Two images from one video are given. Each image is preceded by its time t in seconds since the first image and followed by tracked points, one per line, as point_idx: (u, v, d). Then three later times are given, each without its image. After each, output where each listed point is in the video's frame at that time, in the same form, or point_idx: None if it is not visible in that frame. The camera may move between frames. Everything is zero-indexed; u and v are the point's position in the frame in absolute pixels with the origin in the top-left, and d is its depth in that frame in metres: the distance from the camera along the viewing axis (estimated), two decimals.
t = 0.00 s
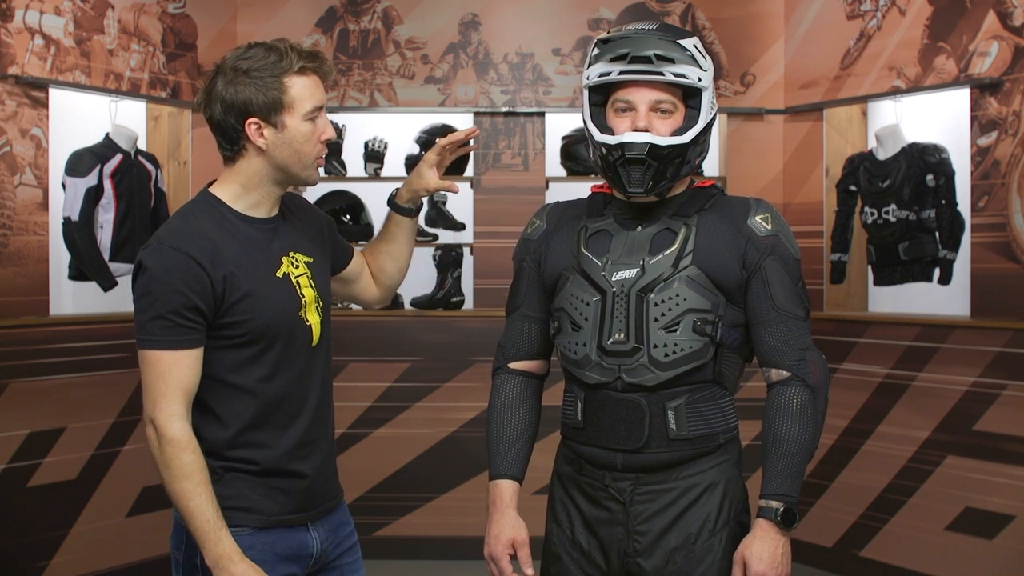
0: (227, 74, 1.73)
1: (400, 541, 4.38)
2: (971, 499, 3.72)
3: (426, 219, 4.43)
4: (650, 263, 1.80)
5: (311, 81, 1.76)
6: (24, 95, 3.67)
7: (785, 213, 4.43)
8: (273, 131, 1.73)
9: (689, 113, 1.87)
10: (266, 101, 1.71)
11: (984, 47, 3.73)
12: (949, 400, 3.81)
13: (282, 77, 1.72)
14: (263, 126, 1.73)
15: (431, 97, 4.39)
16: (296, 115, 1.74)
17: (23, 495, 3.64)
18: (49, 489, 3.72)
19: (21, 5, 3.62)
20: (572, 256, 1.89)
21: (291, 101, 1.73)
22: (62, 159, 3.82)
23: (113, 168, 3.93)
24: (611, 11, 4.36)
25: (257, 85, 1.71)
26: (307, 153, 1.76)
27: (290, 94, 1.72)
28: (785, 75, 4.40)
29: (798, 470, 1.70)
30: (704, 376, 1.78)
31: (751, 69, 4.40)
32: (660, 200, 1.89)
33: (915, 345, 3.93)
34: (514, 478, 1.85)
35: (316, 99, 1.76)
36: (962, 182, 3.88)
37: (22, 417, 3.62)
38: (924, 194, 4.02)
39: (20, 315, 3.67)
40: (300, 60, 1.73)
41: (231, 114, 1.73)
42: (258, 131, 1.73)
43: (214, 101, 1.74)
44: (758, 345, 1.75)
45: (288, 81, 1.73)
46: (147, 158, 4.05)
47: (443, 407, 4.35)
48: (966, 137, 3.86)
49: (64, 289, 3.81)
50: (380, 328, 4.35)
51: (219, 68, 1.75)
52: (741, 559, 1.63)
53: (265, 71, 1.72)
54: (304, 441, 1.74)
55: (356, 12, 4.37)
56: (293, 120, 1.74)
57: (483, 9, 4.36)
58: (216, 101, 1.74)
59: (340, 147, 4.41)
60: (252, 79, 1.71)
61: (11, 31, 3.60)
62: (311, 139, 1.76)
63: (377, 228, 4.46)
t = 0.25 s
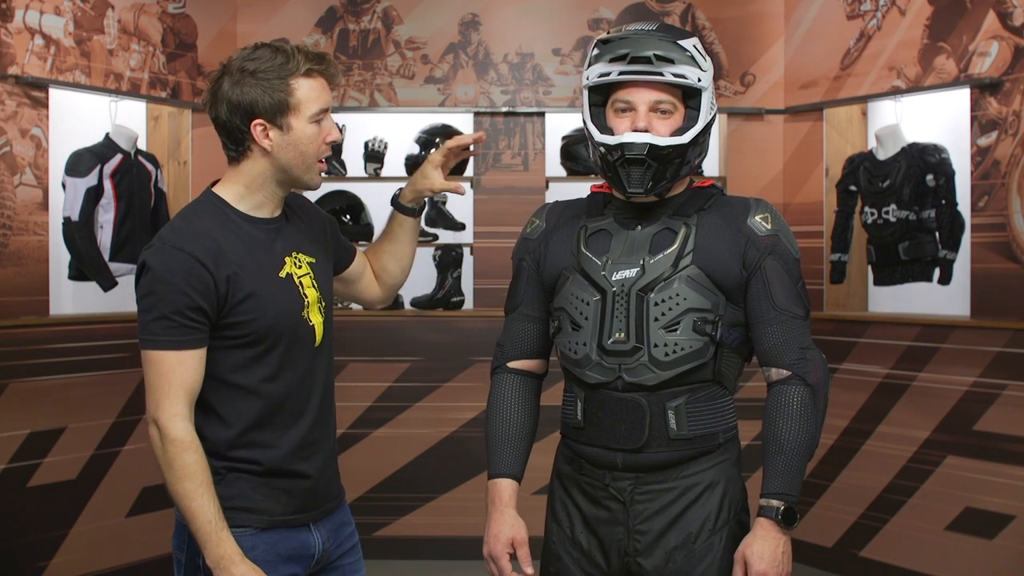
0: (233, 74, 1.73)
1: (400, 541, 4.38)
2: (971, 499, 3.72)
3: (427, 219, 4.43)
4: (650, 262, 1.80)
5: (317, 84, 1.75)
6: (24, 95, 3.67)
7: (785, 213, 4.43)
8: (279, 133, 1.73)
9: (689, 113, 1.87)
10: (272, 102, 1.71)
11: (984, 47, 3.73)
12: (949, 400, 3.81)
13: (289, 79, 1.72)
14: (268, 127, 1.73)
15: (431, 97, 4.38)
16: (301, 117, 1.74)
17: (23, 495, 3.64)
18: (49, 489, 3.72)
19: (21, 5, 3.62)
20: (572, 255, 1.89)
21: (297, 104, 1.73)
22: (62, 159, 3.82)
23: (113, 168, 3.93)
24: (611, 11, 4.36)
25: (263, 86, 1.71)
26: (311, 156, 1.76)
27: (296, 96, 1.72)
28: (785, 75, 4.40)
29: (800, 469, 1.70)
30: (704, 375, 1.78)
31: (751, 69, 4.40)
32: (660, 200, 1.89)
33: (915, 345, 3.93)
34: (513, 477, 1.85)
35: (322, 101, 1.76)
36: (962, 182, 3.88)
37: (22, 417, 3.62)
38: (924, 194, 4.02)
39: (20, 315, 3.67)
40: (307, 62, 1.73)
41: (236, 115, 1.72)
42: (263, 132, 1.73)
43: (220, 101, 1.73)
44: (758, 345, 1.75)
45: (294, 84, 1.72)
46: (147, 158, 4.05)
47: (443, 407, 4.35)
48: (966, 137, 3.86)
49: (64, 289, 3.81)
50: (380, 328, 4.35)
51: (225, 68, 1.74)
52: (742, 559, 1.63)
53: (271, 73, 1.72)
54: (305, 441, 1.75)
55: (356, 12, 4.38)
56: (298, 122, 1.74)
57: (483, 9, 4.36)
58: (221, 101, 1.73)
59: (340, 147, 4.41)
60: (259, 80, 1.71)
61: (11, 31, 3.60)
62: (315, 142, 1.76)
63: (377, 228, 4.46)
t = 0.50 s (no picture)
0: (245, 73, 1.73)
1: (400, 541, 4.38)
2: (971, 499, 3.72)
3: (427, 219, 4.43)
4: (650, 262, 1.80)
5: (329, 89, 1.76)
6: (24, 95, 3.67)
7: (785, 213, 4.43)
8: (288, 135, 1.73)
9: (690, 113, 1.87)
10: (284, 104, 1.71)
11: (984, 47, 3.73)
12: (949, 400, 3.81)
13: (302, 82, 1.72)
14: (278, 129, 1.73)
15: (431, 97, 4.39)
16: (311, 121, 1.74)
17: (23, 495, 3.64)
18: (49, 489, 3.72)
19: (21, 5, 3.62)
20: (572, 254, 1.89)
21: (308, 107, 1.73)
22: (62, 159, 3.82)
23: (113, 167, 3.93)
24: (611, 11, 4.36)
25: (276, 88, 1.71)
26: (319, 160, 1.77)
27: (308, 100, 1.73)
28: (785, 75, 4.40)
29: (800, 469, 1.70)
30: (704, 375, 1.78)
31: (751, 69, 4.40)
32: (660, 200, 1.89)
33: (915, 345, 3.93)
34: (513, 477, 1.85)
35: (332, 107, 1.76)
36: (962, 182, 3.88)
37: (22, 418, 3.62)
38: (924, 194, 4.02)
39: (20, 315, 3.67)
40: (320, 67, 1.74)
41: (247, 114, 1.72)
42: (272, 133, 1.73)
43: (231, 99, 1.73)
44: (759, 344, 1.75)
45: (307, 87, 1.73)
46: (147, 157, 4.05)
47: (442, 407, 4.35)
48: (966, 138, 3.86)
49: (64, 289, 3.81)
50: (380, 328, 4.35)
51: (238, 66, 1.74)
52: (747, 558, 1.64)
53: (284, 75, 1.72)
54: (305, 442, 1.75)
55: (356, 12, 4.38)
56: (308, 125, 1.74)
57: (483, 9, 4.36)
58: (232, 99, 1.73)
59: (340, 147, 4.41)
60: (272, 81, 1.71)
61: (11, 31, 3.60)
62: (324, 146, 1.77)
63: (377, 228, 4.46)
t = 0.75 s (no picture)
0: (254, 72, 1.73)
1: (400, 541, 4.38)
2: (971, 499, 3.72)
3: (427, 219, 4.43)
4: (650, 261, 1.80)
5: (337, 93, 1.76)
6: (24, 95, 3.67)
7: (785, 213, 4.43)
8: (294, 136, 1.74)
9: (690, 113, 1.87)
10: (292, 105, 1.71)
11: (984, 47, 3.73)
12: (949, 400, 3.81)
13: (311, 85, 1.73)
14: (285, 129, 1.73)
15: (431, 97, 4.39)
16: (318, 124, 1.75)
17: (23, 495, 3.64)
18: (49, 489, 3.72)
19: (21, 6, 3.62)
20: (573, 254, 1.89)
21: (315, 109, 1.73)
22: (62, 159, 3.82)
23: (113, 167, 3.93)
24: (611, 11, 4.36)
25: (285, 89, 1.71)
26: (323, 163, 1.77)
27: (316, 102, 1.73)
28: (785, 75, 4.40)
29: (800, 470, 1.69)
30: (705, 374, 1.78)
31: (751, 69, 4.40)
32: (661, 200, 1.89)
33: (915, 345, 3.93)
34: (513, 476, 1.85)
35: (339, 110, 1.77)
36: (962, 182, 3.88)
37: (22, 418, 3.62)
38: (924, 194, 4.02)
39: (20, 315, 3.66)
40: (330, 70, 1.74)
41: (254, 113, 1.72)
42: (278, 134, 1.73)
43: (239, 97, 1.73)
44: (760, 344, 1.75)
45: (315, 90, 1.73)
46: (147, 158, 4.05)
47: (442, 407, 4.35)
48: (966, 137, 3.86)
49: (64, 289, 3.81)
50: (380, 328, 4.35)
51: (247, 65, 1.74)
52: (747, 559, 1.64)
53: (293, 76, 1.72)
54: (306, 442, 1.75)
55: (356, 12, 4.38)
56: (314, 128, 1.74)
57: (483, 9, 4.36)
58: (240, 97, 1.73)
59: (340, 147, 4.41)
60: (281, 81, 1.71)
61: (11, 31, 3.60)
62: (328, 148, 1.78)
63: (377, 228, 4.46)
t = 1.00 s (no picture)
0: (248, 73, 1.72)
1: (400, 541, 4.39)
2: (971, 499, 3.72)
3: (426, 219, 4.41)
4: (651, 261, 1.80)
5: (330, 90, 1.76)
6: (24, 95, 3.67)
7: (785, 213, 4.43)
8: (289, 136, 1.73)
9: (691, 113, 1.87)
10: (286, 106, 1.71)
11: (984, 47, 3.74)
12: (949, 400, 3.81)
13: (304, 84, 1.72)
14: (280, 130, 1.73)
15: (431, 97, 4.39)
16: (313, 123, 1.74)
17: (22, 495, 3.64)
18: (49, 489, 3.72)
19: (21, 5, 3.62)
20: (574, 254, 1.89)
21: (310, 109, 1.73)
22: (62, 159, 3.82)
23: (113, 167, 3.93)
24: (611, 11, 4.36)
25: (279, 89, 1.71)
26: (319, 162, 1.77)
27: (311, 101, 1.73)
28: (785, 75, 4.40)
29: (799, 470, 1.70)
30: (706, 374, 1.78)
31: (751, 69, 4.40)
32: (662, 200, 1.89)
33: (915, 345, 3.93)
34: (517, 477, 1.84)
35: (334, 109, 1.76)
36: (962, 182, 3.88)
37: (22, 418, 3.62)
38: (924, 194, 4.02)
39: (20, 315, 3.67)
40: (324, 69, 1.74)
41: (249, 115, 1.72)
42: (274, 134, 1.73)
43: (233, 99, 1.73)
44: (759, 345, 1.75)
45: (309, 89, 1.73)
46: (147, 157, 4.05)
47: (442, 407, 4.35)
48: (966, 137, 3.86)
49: (64, 289, 3.80)
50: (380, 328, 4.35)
51: (241, 67, 1.74)
52: (741, 558, 1.64)
53: (286, 77, 1.72)
54: (306, 442, 1.75)
55: (356, 12, 4.38)
56: (310, 127, 1.74)
57: (483, 9, 4.36)
58: (235, 98, 1.73)
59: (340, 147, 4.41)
60: (274, 82, 1.71)
61: (11, 31, 3.60)
62: (325, 147, 1.77)
63: (377, 228, 4.45)
